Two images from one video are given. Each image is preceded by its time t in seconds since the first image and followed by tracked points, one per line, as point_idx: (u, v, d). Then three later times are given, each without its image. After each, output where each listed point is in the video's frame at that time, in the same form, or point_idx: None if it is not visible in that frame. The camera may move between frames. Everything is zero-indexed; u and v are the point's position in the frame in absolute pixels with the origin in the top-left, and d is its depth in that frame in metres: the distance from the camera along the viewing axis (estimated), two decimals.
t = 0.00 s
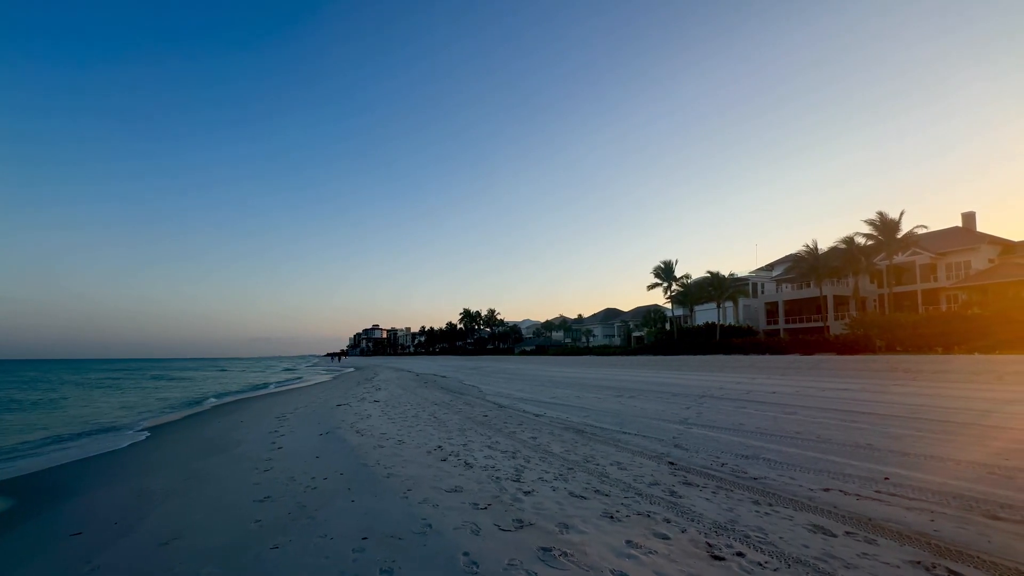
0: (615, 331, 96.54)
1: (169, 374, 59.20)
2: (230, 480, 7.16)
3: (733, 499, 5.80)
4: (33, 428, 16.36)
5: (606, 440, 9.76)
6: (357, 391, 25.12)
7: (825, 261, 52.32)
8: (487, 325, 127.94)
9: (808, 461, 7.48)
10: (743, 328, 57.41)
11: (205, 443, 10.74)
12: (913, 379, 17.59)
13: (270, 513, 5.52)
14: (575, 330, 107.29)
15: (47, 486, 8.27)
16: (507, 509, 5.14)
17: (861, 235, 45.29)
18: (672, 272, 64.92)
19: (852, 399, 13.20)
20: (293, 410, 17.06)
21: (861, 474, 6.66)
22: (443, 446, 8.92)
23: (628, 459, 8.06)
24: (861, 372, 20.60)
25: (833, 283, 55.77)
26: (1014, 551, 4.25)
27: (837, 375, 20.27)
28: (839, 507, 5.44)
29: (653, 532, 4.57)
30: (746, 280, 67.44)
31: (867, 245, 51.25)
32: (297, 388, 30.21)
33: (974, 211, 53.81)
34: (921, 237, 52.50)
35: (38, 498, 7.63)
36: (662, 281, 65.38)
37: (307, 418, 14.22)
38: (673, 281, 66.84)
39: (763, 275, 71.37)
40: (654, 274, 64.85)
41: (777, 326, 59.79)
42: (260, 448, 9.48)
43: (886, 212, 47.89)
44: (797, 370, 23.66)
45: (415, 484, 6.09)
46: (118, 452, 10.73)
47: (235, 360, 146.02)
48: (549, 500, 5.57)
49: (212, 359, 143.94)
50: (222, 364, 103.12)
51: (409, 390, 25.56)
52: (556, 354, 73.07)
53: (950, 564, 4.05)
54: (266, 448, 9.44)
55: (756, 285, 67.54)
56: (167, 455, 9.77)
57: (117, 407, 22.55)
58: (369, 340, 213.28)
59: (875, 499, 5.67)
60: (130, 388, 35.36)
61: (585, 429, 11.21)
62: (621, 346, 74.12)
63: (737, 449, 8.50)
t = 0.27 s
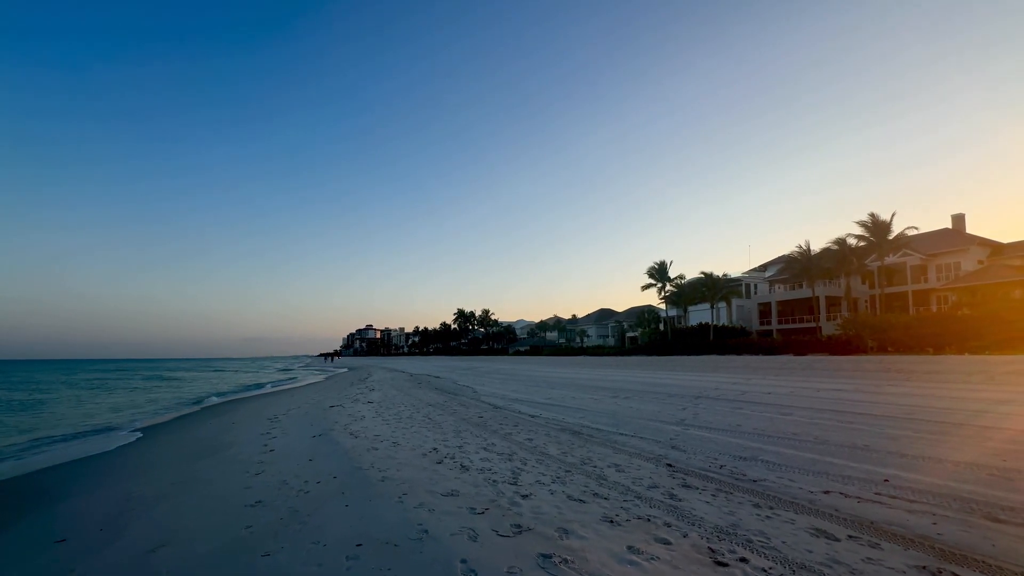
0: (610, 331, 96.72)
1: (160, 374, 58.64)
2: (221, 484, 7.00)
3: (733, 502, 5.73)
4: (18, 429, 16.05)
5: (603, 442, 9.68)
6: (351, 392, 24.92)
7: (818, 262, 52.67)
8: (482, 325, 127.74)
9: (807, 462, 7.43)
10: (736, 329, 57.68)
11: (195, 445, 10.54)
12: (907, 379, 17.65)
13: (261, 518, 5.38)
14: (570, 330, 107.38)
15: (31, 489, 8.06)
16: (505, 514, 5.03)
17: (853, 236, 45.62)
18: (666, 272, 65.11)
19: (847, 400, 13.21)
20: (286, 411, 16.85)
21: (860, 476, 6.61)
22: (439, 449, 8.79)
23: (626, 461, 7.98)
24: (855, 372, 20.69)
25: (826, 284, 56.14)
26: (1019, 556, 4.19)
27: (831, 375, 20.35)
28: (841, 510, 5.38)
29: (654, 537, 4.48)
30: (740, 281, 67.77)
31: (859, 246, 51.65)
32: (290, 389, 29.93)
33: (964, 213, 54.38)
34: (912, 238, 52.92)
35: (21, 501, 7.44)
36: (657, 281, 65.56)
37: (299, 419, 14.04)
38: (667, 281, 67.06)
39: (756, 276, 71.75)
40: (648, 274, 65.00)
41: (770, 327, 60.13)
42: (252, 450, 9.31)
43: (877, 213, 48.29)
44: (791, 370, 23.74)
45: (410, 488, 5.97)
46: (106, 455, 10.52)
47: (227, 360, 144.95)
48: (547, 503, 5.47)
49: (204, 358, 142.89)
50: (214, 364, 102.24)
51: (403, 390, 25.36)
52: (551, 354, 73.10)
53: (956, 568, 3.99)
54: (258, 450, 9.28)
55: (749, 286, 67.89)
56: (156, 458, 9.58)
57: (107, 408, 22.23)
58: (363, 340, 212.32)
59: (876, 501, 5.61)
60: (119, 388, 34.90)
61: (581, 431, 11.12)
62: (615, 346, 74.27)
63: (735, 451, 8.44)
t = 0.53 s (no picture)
0: (605, 331, 96.85)
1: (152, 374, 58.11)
2: (214, 487, 6.86)
3: (738, 504, 5.66)
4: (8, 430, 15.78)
5: (602, 443, 9.61)
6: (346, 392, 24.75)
7: (812, 262, 52.97)
8: (477, 325, 127.57)
9: (809, 463, 7.38)
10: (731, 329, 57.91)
11: (188, 447, 10.37)
12: (903, 379, 17.69)
13: (257, 522, 5.26)
14: (565, 330, 107.46)
15: (19, 492, 7.88)
16: (507, 517, 4.94)
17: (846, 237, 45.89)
18: (661, 273, 65.26)
19: (845, 400, 13.22)
20: (280, 412, 16.66)
21: (863, 477, 6.56)
22: (437, 450, 8.69)
23: (626, 462, 7.91)
24: (851, 372, 20.78)
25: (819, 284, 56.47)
26: None
27: (827, 375, 20.44)
28: (846, 511, 5.33)
29: (660, 540, 4.40)
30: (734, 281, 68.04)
31: (852, 247, 51.96)
32: (284, 389, 29.71)
33: (955, 214, 54.85)
34: (905, 239, 53.32)
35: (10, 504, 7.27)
36: (652, 282, 65.68)
37: (294, 420, 13.86)
38: (662, 281, 67.21)
39: (750, 276, 72.08)
40: (643, 275, 65.10)
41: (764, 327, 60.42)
42: (246, 452, 9.15)
43: (871, 214, 48.62)
44: (787, 370, 23.83)
45: (409, 490, 5.86)
46: (97, 456, 10.33)
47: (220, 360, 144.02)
48: (550, 505, 5.38)
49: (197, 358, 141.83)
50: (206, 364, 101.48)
51: (398, 390, 25.19)
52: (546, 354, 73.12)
53: (966, 571, 3.94)
54: (253, 451, 9.13)
55: (743, 287, 68.19)
56: (148, 459, 9.41)
57: (97, 408, 21.93)
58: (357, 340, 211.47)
59: (881, 503, 5.57)
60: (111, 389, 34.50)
61: (580, 431, 11.04)
62: (609, 347, 74.23)
63: (736, 451, 8.38)
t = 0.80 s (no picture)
0: (600, 331, 96.97)
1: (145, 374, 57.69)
2: (211, 490, 6.72)
3: (743, 506, 5.60)
4: None
5: (603, 443, 9.53)
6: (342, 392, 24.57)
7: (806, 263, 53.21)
8: (472, 325, 127.35)
9: (812, 464, 7.33)
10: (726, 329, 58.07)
11: (183, 448, 10.20)
12: (900, 380, 17.73)
13: (255, 526, 5.14)
14: (560, 330, 107.48)
15: (8, 495, 7.70)
16: (512, 520, 4.85)
17: (841, 239, 46.14)
18: (657, 273, 65.38)
19: (844, 400, 13.24)
20: (276, 413, 16.47)
21: (867, 478, 6.52)
22: (437, 451, 8.60)
23: (628, 463, 7.84)
24: (847, 372, 20.86)
25: (814, 285, 56.74)
26: None
27: (823, 375, 20.50)
28: (853, 513, 5.28)
29: (669, 543, 4.33)
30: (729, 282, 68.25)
31: (847, 248, 52.24)
32: (279, 390, 29.49)
33: (948, 215, 55.27)
34: (898, 240, 53.67)
35: None
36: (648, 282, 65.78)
37: (290, 421, 13.70)
38: (658, 282, 67.33)
39: (745, 277, 72.32)
40: (639, 275, 65.19)
41: (759, 327, 60.64)
42: (242, 453, 9.00)
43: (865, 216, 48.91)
44: (783, 370, 23.90)
45: (411, 493, 5.75)
46: (90, 458, 10.15)
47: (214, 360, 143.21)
48: (555, 508, 5.30)
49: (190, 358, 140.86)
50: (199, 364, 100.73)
51: (395, 390, 25.04)
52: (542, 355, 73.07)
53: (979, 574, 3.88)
54: (250, 453, 8.99)
55: (738, 287, 68.42)
56: (142, 461, 9.24)
57: (89, 409, 21.66)
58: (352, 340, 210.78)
59: (887, 504, 5.53)
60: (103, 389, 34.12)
61: (580, 432, 10.96)
62: (604, 347, 74.27)
63: (738, 452, 8.33)
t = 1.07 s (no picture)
0: (596, 331, 96.98)
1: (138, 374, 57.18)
2: (205, 492, 6.58)
3: (749, 507, 5.52)
4: None
5: (603, 444, 9.45)
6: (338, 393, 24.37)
7: (802, 264, 53.41)
8: (468, 326, 127.02)
9: (815, 464, 7.27)
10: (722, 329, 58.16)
11: (177, 449, 10.03)
12: (898, 380, 17.75)
13: (252, 530, 5.02)
14: (556, 330, 107.38)
15: None
16: (515, 522, 4.76)
17: (836, 239, 46.35)
18: (653, 273, 65.45)
19: (843, 400, 13.22)
20: (272, 413, 16.29)
21: (872, 478, 6.47)
22: (436, 452, 8.49)
23: (630, 464, 7.76)
24: (844, 373, 20.88)
25: (809, 285, 56.96)
26: None
27: (821, 375, 20.50)
28: (860, 514, 5.22)
29: (677, 547, 4.24)
30: (725, 282, 68.39)
31: (841, 249, 52.47)
32: (274, 390, 29.24)
33: (941, 217, 55.67)
34: (892, 241, 53.97)
35: None
36: (644, 282, 65.84)
37: (285, 421, 13.54)
38: (654, 282, 67.42)
39: (740, 277, 72.51)
40: (635, 275, 65.24)
41: (755, 327, 60.78)
42: (238, 455, 8.85)
43: (860, 217, 49.18)
44: (781, 371, 23.91)
45: (411, 495, 5.65)
46: (82, 459, 9.97)
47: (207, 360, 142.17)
48: (558, 510, 5.21)
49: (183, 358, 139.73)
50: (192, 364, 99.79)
51: (391, 391, 24.86)
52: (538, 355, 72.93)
53: None
54: (245, 454, 8.84)
55: (734, 288, 68.58)
56: (135, 463, 9.07)
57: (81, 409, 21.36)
58: (347, 340, 209.91)
59: (893, 505, 5.47)
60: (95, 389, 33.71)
61: (580, 433, 10.87)
62: (601, 347, 74.20)
63: (740, 452, 8.26)
